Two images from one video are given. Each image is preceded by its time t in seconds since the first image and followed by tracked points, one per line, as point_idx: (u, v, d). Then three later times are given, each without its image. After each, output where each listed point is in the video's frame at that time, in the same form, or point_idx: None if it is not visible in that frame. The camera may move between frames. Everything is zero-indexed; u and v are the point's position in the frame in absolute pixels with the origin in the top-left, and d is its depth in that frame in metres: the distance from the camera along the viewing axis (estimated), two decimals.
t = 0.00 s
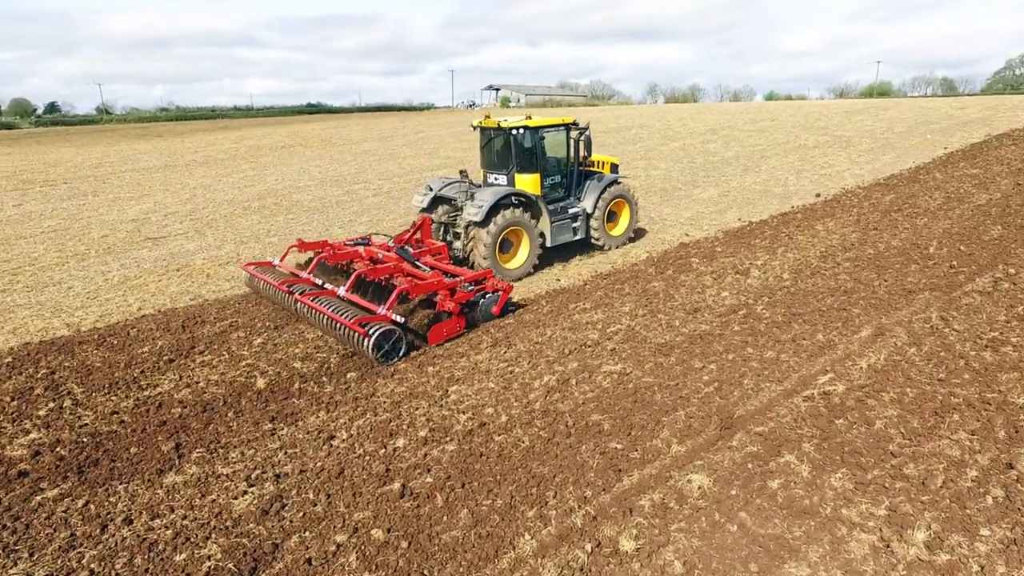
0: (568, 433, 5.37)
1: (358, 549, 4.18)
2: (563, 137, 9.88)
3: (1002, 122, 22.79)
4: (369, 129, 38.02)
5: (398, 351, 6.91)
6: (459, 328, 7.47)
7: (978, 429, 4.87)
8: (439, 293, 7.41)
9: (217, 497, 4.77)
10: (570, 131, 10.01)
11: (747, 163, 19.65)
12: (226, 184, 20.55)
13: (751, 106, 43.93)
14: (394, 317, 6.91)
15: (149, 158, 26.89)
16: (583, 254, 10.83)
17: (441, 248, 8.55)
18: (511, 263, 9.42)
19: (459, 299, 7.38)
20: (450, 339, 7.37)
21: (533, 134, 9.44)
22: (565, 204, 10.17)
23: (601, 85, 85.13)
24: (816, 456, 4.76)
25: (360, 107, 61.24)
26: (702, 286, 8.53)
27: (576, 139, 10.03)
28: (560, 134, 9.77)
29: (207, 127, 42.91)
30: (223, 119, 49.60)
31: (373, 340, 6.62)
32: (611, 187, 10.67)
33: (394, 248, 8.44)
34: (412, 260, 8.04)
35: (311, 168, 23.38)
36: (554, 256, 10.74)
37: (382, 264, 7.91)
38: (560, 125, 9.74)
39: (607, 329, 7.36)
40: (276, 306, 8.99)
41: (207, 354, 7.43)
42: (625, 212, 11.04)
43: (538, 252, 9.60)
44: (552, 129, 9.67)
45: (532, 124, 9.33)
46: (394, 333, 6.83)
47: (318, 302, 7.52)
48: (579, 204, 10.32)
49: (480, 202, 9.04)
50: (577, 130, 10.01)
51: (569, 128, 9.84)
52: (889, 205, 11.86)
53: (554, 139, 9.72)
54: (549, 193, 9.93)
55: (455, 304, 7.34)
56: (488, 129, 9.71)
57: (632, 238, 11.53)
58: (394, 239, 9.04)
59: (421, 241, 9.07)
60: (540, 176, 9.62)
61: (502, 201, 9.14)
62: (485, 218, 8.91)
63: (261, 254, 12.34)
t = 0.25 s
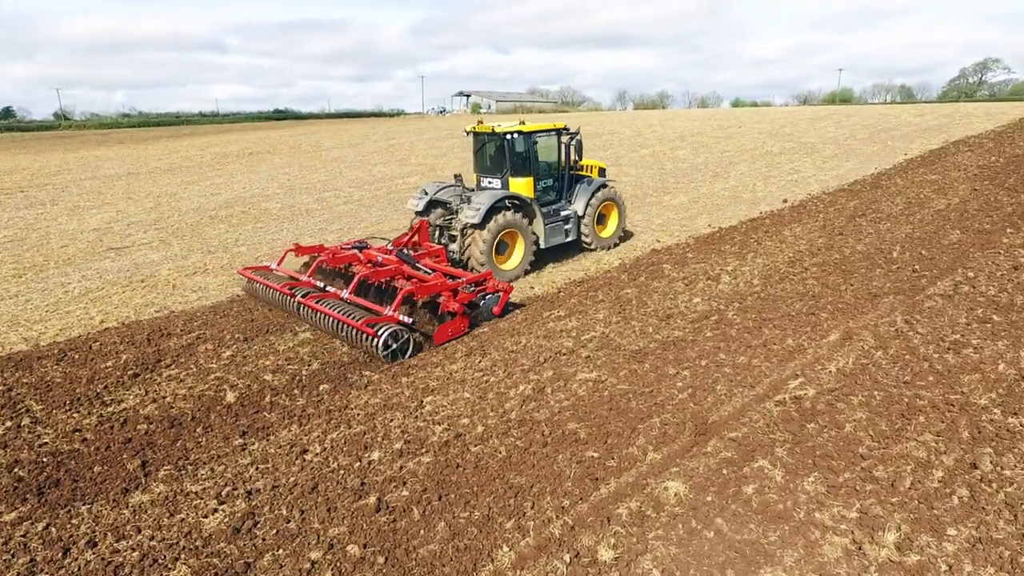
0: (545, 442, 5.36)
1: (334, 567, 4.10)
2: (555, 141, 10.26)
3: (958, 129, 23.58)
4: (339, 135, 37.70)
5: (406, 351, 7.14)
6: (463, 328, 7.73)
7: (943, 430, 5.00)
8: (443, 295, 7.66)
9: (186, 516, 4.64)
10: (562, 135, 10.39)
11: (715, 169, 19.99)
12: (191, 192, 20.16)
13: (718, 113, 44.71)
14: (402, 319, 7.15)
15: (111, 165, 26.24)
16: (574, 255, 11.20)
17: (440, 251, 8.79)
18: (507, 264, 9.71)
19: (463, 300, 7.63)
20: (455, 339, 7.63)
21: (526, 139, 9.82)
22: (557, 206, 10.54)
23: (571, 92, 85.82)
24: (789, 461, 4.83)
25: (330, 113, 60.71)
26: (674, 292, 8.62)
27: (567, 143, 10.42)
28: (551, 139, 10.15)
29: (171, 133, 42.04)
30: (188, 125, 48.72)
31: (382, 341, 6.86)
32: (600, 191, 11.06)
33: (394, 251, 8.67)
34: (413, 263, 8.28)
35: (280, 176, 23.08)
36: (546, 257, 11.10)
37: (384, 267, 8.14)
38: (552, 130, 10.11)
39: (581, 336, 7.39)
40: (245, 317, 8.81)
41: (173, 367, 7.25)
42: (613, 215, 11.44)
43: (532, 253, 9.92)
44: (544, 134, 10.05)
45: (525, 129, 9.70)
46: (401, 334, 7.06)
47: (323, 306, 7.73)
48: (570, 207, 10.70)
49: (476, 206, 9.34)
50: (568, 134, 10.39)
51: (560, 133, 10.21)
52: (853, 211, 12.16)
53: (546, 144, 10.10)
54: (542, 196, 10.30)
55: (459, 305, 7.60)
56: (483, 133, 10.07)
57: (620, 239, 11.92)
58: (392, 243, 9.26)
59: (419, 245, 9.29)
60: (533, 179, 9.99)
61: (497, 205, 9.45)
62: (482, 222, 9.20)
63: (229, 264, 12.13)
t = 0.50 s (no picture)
0: (522, 452, 5.34)
1: None
2: (546, 146, 10.54)
3: (917, 136, 24.33)
4: (308, 142, 37.30)
5: (412, 349, 7.32)
6: (465, 328, 7.94)
7: (910, 432, 5.12)
8: (445, 295, 7.87)
9: (154, 536, 4.51)
10: (552, 141, 10.67)
11: (685, 175, 20.27)
12: (155, 200, 19.71)
13: (687, 119, 45.42)
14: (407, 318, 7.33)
15: (71, 172, 25.53)
16: (565, 257, 11.54)
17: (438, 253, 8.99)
18: (502, 266, 9.93)
19: (465, 300, 7.84)
20: (458, 338, 7.84)
21: (518, 144, 10.06)
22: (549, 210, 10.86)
23: (541, 98, 86.29)
24: (762, 465, 4.89)
25: (298, 119, 60.04)
26: (647, 299, 8.69)
27: (557, 148, 10.71)
28: (543, 144, 10.42)
29: (133, 140, 41.06)
30: (151, 131, 47.66)
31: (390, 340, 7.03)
32: (589, 195, 11.42)
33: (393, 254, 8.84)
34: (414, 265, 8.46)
35: (247, 184, 22.72)
36: (538, 260, 11.42)
37: (385, 269, 8.30)
38: (543, 135, 10.39)
39: (556, 344, 7.39)
40: (213, 329, 8.61)
41: (139, 382, 7.05)
42: (602, 218, 11.82)
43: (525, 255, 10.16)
44: (535, 139, 10.31)
45: (518, 134, 9.95)
46: (408, 333, 7.24)
47: (327, 307, 7.86)
48: (561, 211, 11.03)
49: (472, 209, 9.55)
50: (558, 140, 10.67)
51: (551, 138, 10.50)
52: (819, 216, 12.43)
53: (537, 149, 10.37)
54: (534, 200, 10.58)
55: (461, 305, 7.81)
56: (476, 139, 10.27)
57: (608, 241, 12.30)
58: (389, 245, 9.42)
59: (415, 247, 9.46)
60: (525, 183, 10.23)
61: (493, 208, 9.68)
62: (478, 224, 9.41)
63: (195, 274, 11.88)
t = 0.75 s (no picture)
0: (499, 463, 5.32)
1: None
2: (536, 151, 10.88)
3: (879, 142, 25.01)
4: (277, 148, 36.82)
5: (415, 347, 7.51)
6: (465, 327, 8.16)
7: (879, 434, 5.23)
8: (445, 295, 8.09)
9: (122, 558, 4.38)
10: (542, 146, 11.01)
11: (656, 182, 20.51)
12: (119, 208, 19.23)
13: (657, 125, 45.99)
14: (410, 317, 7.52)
15: (29, 180, 24.78)
16: (555, 259, 11.87)
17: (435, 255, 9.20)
18: (496, 267, 10.15)
19: (465, 299, 8.07)
20: (459, 337, 8.06)
21: (510, 149, 10.40)
22: (539, 213, 11.19)
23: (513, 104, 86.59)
24: (737, 471, 4.95)
25: (266, 124, 59.23)
26: (622, 305, 8.75)
27: (547, 153, 11.06)
28: (534, 149, 10.76)
29: (95, 145, 40.05)
30: (114, 137, 46.54)
31: (395, 338, 7.21)
32: (577, 198, 11.78)
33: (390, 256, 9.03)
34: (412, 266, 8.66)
35: (215, 191, 22.34)
36: (529, 262, 11.73)
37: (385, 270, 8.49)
38: (533, 141, 10.72)
39: (532, 352, 7.39)
40: (181, 341, 8.41)
41: (104, 397, 6.85)
42: (590, 221, 12.19)
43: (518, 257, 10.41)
44: (526, 144, 10.65)
45: (510, 139, 10.30)
46: (411, 331, 7.43)
47: (329, 307, 8.01)
48: (551, 214, 11.37)
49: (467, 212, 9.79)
50: (548, 145, 11.02)
51: (541, 143, 10.83)
52: (787, 222, 12.67)
53: (528, 153, 10.70)
54: (526, 203, 10.91)
55: (462, 304, 8.03)
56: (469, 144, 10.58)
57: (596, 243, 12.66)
58: (386, 248, 9.61)
59: (410, 249, 9.66)
60: (517, 187, 10.55)
61: (487, 211, 9.94)
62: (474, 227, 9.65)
63: (161, 284, 11.61)
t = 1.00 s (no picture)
0: (478, 473, 5.30)
1: None
2: (527, 156, 11.19)
3: (845, 148, 25.63)
4: (247, 154, 36.30)
5: (420, 345, 7.80)
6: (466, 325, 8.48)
7: (851, 438, 5.34)
8: (446, 295, 8.38)
9: None
10: (532, 151, 11.32)
11: (629, 188, 20.72)
12: (83, 217, 18.76)
13: (629, 131, 46.43)
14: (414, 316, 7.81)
15: None
16: (544, 261, 12.19)
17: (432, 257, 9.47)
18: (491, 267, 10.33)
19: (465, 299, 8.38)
20: (460, 335, 8.36)
21: (502, 154, 10.69)
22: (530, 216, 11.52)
23: (486, 110, 86.75)
24: (714, 477, 5.00)
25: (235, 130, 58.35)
26: (598, 312, 8.80)
27: (537, 158, 11.37)
28: (524, 154, 11.05)
29: (57, 151, 39.02)
30: (77, 142, 45.40)
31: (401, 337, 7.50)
32: (566, 202, 12.12)
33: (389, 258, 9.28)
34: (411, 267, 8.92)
35: (183, 198, 21.92)
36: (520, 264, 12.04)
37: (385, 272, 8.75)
38: (524, 146, 11.02)
39: (509, 361, 7.38)
40: (149, 354, 8.21)
41: (68, 413, 6.65)
42: (578, 224, 12.56)
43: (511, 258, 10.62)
44: (517, 149, 10.94)
45: (502, 145, 10.59)
46: (416, 330, 7.72)
47: (334, 308, 8.25)
48: (541, 217, 11.70)
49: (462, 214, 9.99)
50: (538, 150, 11.33)
51: (531, 148, 11.13)
52: (758, 228, 12.90)
53: (519, 158, 11.00)
54: (517, 207, 11.21)
55: (462, 303, 8.34)
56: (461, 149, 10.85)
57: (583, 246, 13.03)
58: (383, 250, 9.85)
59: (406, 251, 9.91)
60: (509, 191, 10.83)
61: (482, 213, 10.14)
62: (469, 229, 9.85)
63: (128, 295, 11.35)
